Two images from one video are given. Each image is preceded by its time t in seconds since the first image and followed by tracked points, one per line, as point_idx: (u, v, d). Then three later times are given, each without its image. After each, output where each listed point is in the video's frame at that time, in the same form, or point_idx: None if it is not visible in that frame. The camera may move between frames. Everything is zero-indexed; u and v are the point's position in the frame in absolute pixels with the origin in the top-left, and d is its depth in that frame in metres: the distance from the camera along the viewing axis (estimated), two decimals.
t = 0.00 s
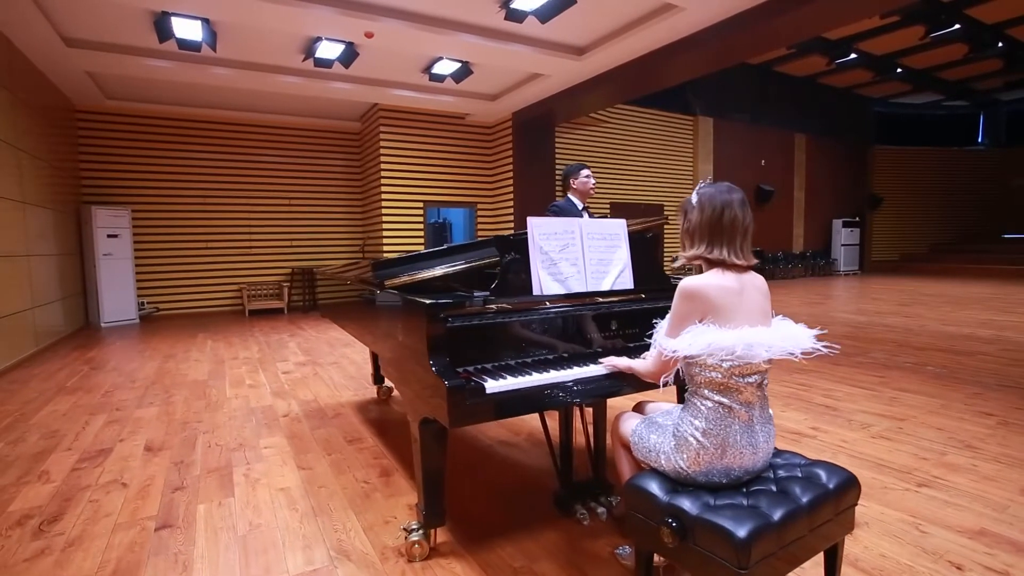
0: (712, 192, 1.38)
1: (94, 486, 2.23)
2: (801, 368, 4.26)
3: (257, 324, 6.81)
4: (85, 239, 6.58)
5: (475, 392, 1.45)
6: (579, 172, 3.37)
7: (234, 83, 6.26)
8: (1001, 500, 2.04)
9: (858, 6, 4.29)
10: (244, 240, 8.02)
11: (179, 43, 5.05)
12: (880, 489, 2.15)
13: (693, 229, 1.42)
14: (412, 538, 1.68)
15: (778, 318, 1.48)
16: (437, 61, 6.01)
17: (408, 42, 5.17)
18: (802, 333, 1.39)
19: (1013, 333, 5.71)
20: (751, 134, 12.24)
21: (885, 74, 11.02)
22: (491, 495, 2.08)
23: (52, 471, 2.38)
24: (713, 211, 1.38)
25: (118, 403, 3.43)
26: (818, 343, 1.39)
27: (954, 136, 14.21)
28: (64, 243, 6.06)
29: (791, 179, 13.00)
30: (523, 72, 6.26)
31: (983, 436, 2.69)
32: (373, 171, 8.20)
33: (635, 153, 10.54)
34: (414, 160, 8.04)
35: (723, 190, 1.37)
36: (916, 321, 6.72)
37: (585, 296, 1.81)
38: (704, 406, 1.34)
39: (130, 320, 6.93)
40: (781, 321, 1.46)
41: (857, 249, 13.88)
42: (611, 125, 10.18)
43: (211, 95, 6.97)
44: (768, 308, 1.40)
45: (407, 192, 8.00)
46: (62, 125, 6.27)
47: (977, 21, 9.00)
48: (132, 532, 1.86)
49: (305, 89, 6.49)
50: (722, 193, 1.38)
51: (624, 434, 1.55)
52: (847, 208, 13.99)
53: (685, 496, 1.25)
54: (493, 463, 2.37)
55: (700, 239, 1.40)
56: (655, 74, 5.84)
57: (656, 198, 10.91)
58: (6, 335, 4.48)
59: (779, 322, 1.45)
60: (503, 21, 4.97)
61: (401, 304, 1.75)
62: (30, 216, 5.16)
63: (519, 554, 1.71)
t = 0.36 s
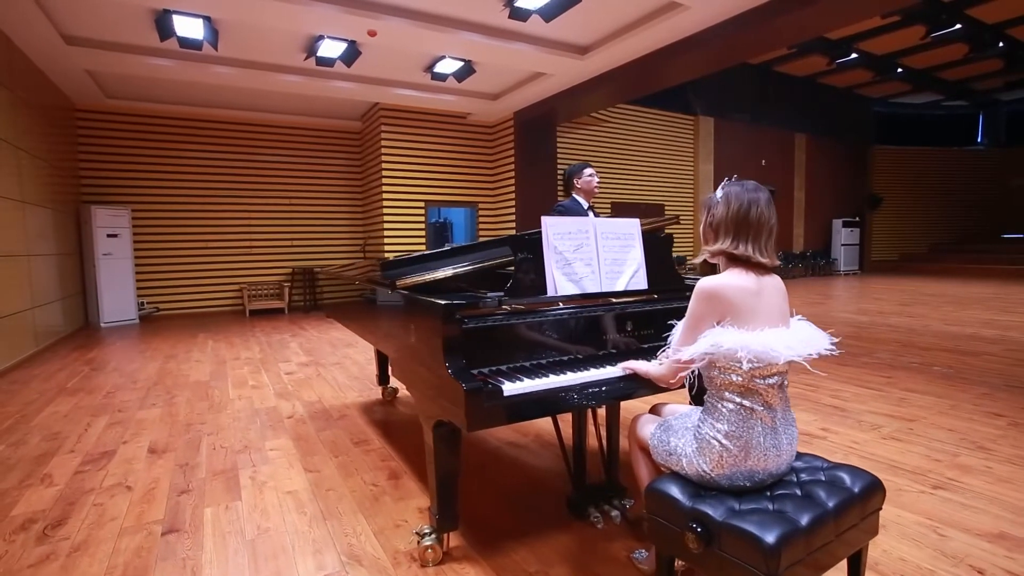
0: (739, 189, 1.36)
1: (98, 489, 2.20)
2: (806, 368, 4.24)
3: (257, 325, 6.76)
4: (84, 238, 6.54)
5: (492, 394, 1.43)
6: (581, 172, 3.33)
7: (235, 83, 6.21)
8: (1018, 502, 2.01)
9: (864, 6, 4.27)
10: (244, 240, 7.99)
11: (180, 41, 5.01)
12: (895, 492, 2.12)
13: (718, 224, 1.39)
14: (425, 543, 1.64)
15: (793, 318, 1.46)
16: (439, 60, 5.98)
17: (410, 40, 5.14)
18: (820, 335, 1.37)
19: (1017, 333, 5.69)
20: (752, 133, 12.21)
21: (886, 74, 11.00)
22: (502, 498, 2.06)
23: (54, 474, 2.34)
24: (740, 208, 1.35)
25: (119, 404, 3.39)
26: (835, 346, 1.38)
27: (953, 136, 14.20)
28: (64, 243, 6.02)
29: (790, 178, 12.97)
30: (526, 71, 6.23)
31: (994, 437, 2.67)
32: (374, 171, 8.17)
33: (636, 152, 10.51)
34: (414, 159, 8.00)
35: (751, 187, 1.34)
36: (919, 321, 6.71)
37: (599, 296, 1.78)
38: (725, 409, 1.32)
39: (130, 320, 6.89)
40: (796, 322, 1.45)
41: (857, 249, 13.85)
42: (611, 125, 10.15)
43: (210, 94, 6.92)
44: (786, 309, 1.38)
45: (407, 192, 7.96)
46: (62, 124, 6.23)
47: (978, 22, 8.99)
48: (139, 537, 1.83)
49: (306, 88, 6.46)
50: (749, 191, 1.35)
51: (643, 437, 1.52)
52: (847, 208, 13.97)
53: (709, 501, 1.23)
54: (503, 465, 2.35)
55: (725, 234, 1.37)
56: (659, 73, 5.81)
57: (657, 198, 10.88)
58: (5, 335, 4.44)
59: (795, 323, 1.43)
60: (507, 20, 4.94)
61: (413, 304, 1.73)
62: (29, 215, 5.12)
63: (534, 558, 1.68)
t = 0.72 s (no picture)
0: (738, 190, 1.34)
1: (101, 494, 2.17)
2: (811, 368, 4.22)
3: (257, 326, 6.72)
4: (83, 238, 6.50)
5: (509, 397, 1.41)
6: (583, 172, 3.31)
7: (235, 82, 6.18)
8: None
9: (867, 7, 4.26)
10: (244, 241, 7.95)
11: (180, 40, 4.97)
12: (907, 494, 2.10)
13: (720, 227, 1.37)
14: (436, 548, 1.62)
15: (807, 318, 1.44)
16: (440, 59, 5.96)
17: (413, 40, 5.11)
18: (837, 336, 1.36)
19: (1018, 333, 5.69)
20: (751, 134, 12.18)
21: (884, 75, 10.98)
22: (512, 501, 2.03)
23: (55, 478, 2.31)
24: (741, 210, 1.33)
25: (120, 407, 3.35)
26: (851, 347, 1.36)
27: (951, 137, 14.22)
28: (62, 243, 5.98)
29: (789, 179, 12.94)
30: (527, 70, 6.21)
31: (1004, 438, 2.65)
32: (374, 172, 8.14)
33: (636, 153, 10.50)
34: (415, 159, 7.97)
35: (751, 188, 1.32)
36: (920, 321, 6.70)
37: (613, 297, 1.77)
38: (745, 415, 1.29)
39: (129, 321, 6.85)
40: (812, 321, 1.43)
41: (856, 249, 13.84)
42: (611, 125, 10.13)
43: (209, 94, 6.87)
44: (800, 309, 1.35)
45: (406, 192, 7.93)
46: (60, 123, 6.18)
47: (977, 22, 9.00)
48: (143, 543, 1.80)
49: (307, 88, 6.43)
50: (750, 192, 1.33)
51: (661, 442, 1.49)
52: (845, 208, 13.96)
53: (732, 507, 1.20)
54: (511, 467, 2.32)
55: (728, 236, 1.35)
56: (661, 73, 5.78)
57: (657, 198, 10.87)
58: (3, 337, 4.40)
59: (809, 322, 1.41)
60: (509, 19, 4.92)
61: (423, 306, 1.70)
62: (27, 215, 5.07)
63: (547, 563, 1.65)
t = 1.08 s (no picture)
0: (711, 203, 1.36)
1: (89, 503, 2.11)
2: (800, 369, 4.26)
3: (243, 328, 6.62)
4: (64, 240, 6.36)
5: (515, 402, 1.40)
6: (575, 174, 3.32)
7: (222, 81, 6.09)
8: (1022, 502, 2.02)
9: (854, 12, 4.31)
10: (229, 242, 7.84)
11: (166, 38, 4.89)
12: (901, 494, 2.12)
13: (698, 242, 1.39)
14: (436, 555, 1.59)
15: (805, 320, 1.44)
16: (430, 60, 5.93)
17: (403, 40, 5.08)
18: (834, 339, 1.37)
19: (999, 332, 5.81)
20: (738, 136, 12.29)
21: (867, 78, 11.14)
22: (511, 506, 2.01)
23: (40, 488, 2.24)
24: (716, 221, 1.35)
25: (105, 413, 3.28)
26: (848, 349, 1.39)
27: (932, 140, 14.47)
28: (42, 244, 5.84)
29: (774, 180, 13.06)
30: (518, 71, 6.20)
31: (991, 437, 2.69)
32: (362, 172, 8.08)
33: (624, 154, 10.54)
34: (403, 160, 7.92)
35: (721, 201, 1.34)
36: (904, 321, 6.81)
37: (613, 301, 1.78)
38: (750, 423, 1.28)
39: (111, 324, 6.71)
40: (810, 323, 1.44)
41: (839, 250, 14.01)
42: (599, 126, 10.16)
43: (194, 92, 6.76)
44: (795, 313, 1.35)
45: (395, 194, 7.87)
46: (40, 121, 6.04)
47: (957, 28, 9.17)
48: (134, 554, 1.75)
49: (295, 88, 6.37)
50: (721, 204, 1.35)
51: (665, 446, 1.48)
52: (829, 209, 14.12)
53: (738, 511, 1.20)
54: (509, 472, 2.31)
55: (707, 250, 1.37)
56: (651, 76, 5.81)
57: (645, 199, 10.92)
58: None
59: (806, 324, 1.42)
60: (501, 20, 4.91)
61: (423, 310, 1.68)
62: (5, 216, 4.94)
63: (549, 569, 1.63)
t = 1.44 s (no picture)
0: (679, 220, 1.39)
1: (74, 513, 2.05)
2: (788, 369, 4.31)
3: (227, 330, 6.50)
4: (42, 241, 6.19)
5: (521, 406, 1.39)
6: (568, 175, 3.32)
7: (205, 79, 5.98)
8: (1010, 498, 2.06)
9: (839, 16, 4.37)
10: (214, 243, 7.72)
11: (148, 35, 4.78)
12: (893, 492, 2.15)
13: (676, 259, 1.42)
14: (438, 560, 1.58)
15: (797, 318, 1.45)
16: (418, 60, 5.89)
17: (392, 39, 5.04)
18: (829, 337, 1.38)
19: (978, 331, 5.94)
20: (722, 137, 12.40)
21: (848, 82, 11.30)
22: (510, 510, 2.01)
23: (23, 498, 2.18)
24: (687, 237, 1.38)
25: (88, 418, 3.19)
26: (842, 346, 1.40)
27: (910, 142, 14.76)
28: (18, 245, 5.68)
29: (758, 181, 13.19)
30: (506, 72, 6.19)
31: (976, 434, 2.75)
32: (349, 172, 8.00)
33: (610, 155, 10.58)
34: (390, 160, 7.87)
35: (688, 215, 1.37)
36: (886, 320, 6.93)
37: (612, 303, 1.78)
38: (752, 426, 1.29)
39: (91, 327, 6.56)
40: (803, 322, 1.46)
41: (821, 250, 14.21)
42: (586, 127, 10.18)
43: (178, 90, 6.65)
44: (789, 313, 1.35)
45: (381, 194, 7.80)
46: (15, 119, 5.88)
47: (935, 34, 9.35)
48: (125, 565, 1.71)
49: (281, 86, 6.28)
50: (689, 218, 1.38)
51: (667, 447, 1.48)
52: (811, 210, 14.33)
53: (745, 514, 1.20)
54: (507, 475, 2.30)
55: (685, 266, 1.40)
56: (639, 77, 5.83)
57: (632, 199, 10.97)
58: None
59: (799, 323, 1.43)
60: (490, 21, 4.90)
61: (426, 313, 1.67)
62: None
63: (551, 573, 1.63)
